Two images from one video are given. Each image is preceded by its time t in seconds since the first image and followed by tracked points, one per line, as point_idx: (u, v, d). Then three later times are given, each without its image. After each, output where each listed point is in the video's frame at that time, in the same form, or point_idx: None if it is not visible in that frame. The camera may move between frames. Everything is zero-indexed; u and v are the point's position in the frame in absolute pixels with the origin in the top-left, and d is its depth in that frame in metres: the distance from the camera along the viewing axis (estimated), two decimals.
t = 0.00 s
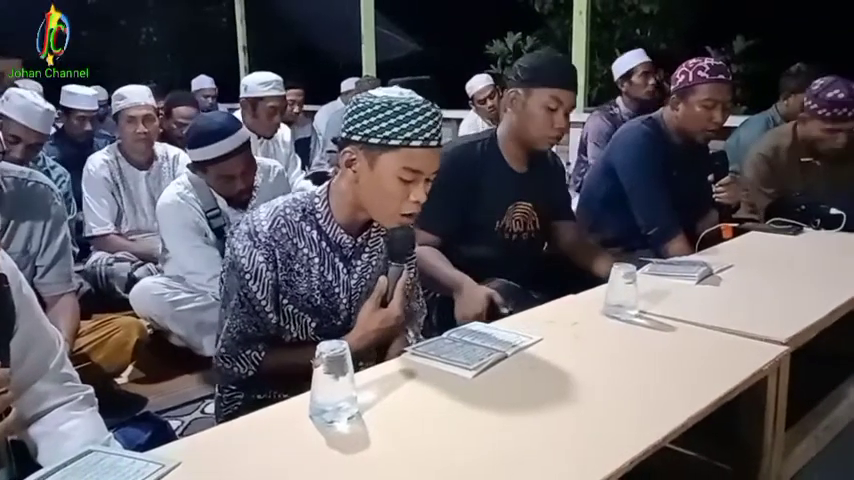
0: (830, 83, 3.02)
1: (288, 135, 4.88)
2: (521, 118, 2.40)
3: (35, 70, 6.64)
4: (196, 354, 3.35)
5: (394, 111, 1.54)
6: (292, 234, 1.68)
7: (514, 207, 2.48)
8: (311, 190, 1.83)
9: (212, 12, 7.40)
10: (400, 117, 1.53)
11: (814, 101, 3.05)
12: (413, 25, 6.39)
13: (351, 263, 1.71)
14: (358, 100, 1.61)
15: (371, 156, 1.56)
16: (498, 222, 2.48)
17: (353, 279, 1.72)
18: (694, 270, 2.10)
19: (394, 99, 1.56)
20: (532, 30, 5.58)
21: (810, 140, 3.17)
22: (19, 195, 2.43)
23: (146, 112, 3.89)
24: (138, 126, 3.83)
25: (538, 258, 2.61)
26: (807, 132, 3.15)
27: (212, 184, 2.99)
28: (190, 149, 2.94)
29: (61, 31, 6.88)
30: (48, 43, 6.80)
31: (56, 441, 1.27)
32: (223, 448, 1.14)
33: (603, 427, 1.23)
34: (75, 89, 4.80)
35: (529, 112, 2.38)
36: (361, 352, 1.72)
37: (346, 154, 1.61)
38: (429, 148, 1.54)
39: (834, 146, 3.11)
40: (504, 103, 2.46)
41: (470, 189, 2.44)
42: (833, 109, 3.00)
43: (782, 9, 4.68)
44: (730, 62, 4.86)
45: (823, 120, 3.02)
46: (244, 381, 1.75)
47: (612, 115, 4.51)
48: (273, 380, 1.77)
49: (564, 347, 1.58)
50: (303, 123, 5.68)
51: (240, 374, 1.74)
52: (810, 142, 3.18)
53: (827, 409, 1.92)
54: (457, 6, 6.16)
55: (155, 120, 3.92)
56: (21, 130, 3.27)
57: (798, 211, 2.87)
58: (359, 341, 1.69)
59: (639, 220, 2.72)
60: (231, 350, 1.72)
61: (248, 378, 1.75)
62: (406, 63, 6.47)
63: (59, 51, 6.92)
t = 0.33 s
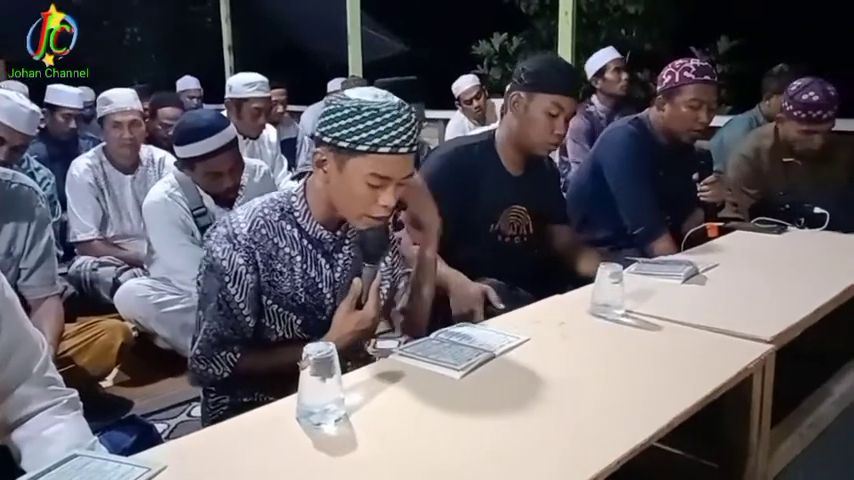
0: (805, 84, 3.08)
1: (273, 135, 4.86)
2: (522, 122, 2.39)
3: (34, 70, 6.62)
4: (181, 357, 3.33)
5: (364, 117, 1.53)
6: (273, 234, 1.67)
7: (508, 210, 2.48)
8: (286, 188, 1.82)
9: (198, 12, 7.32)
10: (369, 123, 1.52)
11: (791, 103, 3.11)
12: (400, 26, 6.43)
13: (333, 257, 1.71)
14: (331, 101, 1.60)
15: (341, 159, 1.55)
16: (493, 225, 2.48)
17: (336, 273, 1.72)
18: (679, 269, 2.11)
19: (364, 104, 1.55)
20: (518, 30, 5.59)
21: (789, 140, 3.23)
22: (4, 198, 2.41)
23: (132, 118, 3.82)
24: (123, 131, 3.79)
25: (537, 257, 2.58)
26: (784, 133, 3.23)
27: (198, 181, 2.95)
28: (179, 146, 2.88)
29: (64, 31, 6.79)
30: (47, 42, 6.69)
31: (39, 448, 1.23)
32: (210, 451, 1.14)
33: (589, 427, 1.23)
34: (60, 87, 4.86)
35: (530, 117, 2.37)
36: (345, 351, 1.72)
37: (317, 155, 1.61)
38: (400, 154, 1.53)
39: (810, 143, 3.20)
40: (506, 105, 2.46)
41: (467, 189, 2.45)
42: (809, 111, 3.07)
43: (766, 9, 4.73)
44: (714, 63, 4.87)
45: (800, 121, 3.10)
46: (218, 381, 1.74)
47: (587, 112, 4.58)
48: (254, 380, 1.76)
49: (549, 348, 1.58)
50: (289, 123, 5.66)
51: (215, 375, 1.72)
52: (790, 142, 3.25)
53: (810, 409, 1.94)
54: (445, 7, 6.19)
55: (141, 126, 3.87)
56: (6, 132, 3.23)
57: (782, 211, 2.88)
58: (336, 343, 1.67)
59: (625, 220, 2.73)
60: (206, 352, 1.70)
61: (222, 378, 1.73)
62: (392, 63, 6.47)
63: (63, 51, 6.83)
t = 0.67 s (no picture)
0: (819, 80, 3.16)
1: (262, 136, 4.83)
2: (511, 121, 2.40)
3: (35, 70, 6.51)
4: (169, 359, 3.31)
5: (344, 124, 1.51)
6: (258, 233, 1.66)
7: (497, 211, 2.48)
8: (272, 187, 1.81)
9: (186, 13, 7.32)
10: (350, 130, 1.51)
11: (803, 96, 3.18)
12: (388, 26, 6.43)
13: (321, 255, 1.71)
14: (314, 102, 1.59)
15: (323, 163, 1.55)
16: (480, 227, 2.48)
17: (325, 271, 1.72)
18: (668, 268, 2.12)
19: (346, 109, 1.53)
20: (507, 31, 5.60)
21: (789, 137, 3.33)
22: None
23: (123, 121, 3.80)
24: (114, 135, 3.77)
25: (525, 259, 2.59)
26: (787, 126, 3.30)
27: (185, 182, 2.94)
28: (166, 148, 2.86)
29: (65, 32, 6.74)
30: (48, 42, 6.62)
31: (27, 450, 1.21)
32: (201, 453, 1.14)
33: (576, 426, 1.24)
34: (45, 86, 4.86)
35: (518, 114, 2.38)
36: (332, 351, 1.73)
37: (299, 156, 1.61)
38: (381, 161, 1.53)
39: (811, 144, 3.29)
40: (492, 107, 2.46)
41: (458, 187, 2.42)
42: (819, 105, 3.14)
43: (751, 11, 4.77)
44: (701, 64, 4.90)
45: (808, 114, 3.17)
46: (202, 380, 1.72)
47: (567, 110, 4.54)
48: (241, 380, 1.75)
49: (537, 348, 1.58)
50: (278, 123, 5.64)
51: (199, 375, 1.70)
52: (789, 139, 3.34)
53: (798, 407, 1.94)
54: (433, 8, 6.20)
55: (132, 129, 3.84)
56: None
57: (769, 210, 2.86)
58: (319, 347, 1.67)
59: (613, 220, 2.73)
60: (191, 351, 1.68)
61: (206, 378, 1.71)
62: (381, 63, 6.46)
63: (63, 51, 6.75)
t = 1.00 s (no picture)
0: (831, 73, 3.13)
1: (249, 137, 4.81)
2: (474, 112, 2.43)
3: (35, 70, 6.43)
4: (155, 362, 3.28)
5: (337, 123, 1.51)
6: (244, 235, 1.66)
7: (477, 206, 2.48)
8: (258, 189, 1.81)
9: (172, 12, 7.33)
10: (343, 129, 1.50)
11: (815, 87, 3.12)
12: (374, 27, 6.43)
13: (307, 257, 1.70)
14: (303, 104, 1.58)
15: (315, 164, 1.54)
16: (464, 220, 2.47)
17: (311, 273, 1.71)
18: (653, 268, 2.13)
19: (338, 109, 1.53)
20: (493, 32, 5.61)
21: (792, 131, 3.25)
22: None
23: (114, 122, 3.78)
24: (104, 136, 3.74)
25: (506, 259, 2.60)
26: (792, 120, 3.23)
27: (169, 184, 2.93)
28: (150, 149, 2.85)
29: (65, 31, 6.69)
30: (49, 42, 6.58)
31: (9, 456, 1.20)
32: (187, 457, 1.13)
33: (567, 424, 1.24)
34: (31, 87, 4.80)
35: (479, 104, 2.42)
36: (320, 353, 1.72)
37: (290, 158, 1.60)
38: (374, 159, 1.53)
39: (814, 138, 3.21)
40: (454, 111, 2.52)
41: (446, 190, 2.43)
42: (830, 96, 3.08)
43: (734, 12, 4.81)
44: (686, 64, 4.93)
45: (819, 104, 3.10)
46: (192, 384, 1.70)
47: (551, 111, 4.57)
48: (228, 383, 1.74)
49: (526, 348, 1.59)
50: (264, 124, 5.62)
51: (188, 379, 1.68)
52: (790, 135, 3.27)
53: (783, 405, 1.96)
54: (420, 9, 6.20)
55: (123, 130, 3.83)
56: None
57: (752, 208, 2.83)
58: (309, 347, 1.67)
59: (598, 220, 2.75)
60: (179, 355, 1.67)
61: (196, 382, 1.70)
62: (367, 64, 6.46)
63: (62, 51, 6.72)
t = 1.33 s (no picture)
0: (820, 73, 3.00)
1: (237, 138, 4.78)
2: (454, 117, 2.43)
3: (35, 70, 6.53)
4: (143, 365, 3.25)
5: (333, 126, 1.51)
6: (236, 236, 1.65)
7: (466, 208, 2.48)
8: (250, 190, 1.80)
9: (158, 12, 7.23)
10: (339, 132, 1.50)
11: (802, 87, 3.01)
12: (363, 27, 6.42)
13: (299, 260, 1.70)
14: (299, 105, 1.57)
15: (309, 166, 1.54)
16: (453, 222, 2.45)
17: (303, 276, 1.70)
18: (643, 267, 2.14)
19: (334, 112, 1.52)
20: (482, 32, 5.61)
21: (780, 131, 3.16)
22: None
23: (98, 121, 3.75)
24: (88, 135, 3.72)
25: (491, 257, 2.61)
26: (780, 120, 3.14)
27: (157, 185, 2.92)
28: (138, 151, 2.83)
29: (64, 31, 6.77)
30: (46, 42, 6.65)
31: None
32: (177, 459, 1.12)
33: (560, 424, 1.25)
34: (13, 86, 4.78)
35: (458, 109, 2.42)
36: (312, 356, 1.71)
37: (284, 160, 1.59)
38: (369, 164, 1.53)
39: (801, 139, 3.10)
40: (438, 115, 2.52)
41: (437, 192, 2.41)
42: (816, 97, 2.97)
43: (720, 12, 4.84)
44: (674, 63, 4.95)
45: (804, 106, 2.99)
46: (184, 386, 1.69)
47: (537, 112, 4.57)
48: (220, 385, 1.73)
49: (517, 347, 1.59)
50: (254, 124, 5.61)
51: (181, 380, 1.68)
52: (779, 136, 3.17)
53: (771, 403, 1.97)
54: (408, 9, 6.20)
55: (107, 129, 3.80)
56: None
57: (740, 208, 2.84)
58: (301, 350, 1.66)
59: (587, 220, 2.75)
60: (172, 357, 1.66)
61: (189, 384, 1.69)
62: (356, 64, 6.45)
63: (63, 51, 6.82)
